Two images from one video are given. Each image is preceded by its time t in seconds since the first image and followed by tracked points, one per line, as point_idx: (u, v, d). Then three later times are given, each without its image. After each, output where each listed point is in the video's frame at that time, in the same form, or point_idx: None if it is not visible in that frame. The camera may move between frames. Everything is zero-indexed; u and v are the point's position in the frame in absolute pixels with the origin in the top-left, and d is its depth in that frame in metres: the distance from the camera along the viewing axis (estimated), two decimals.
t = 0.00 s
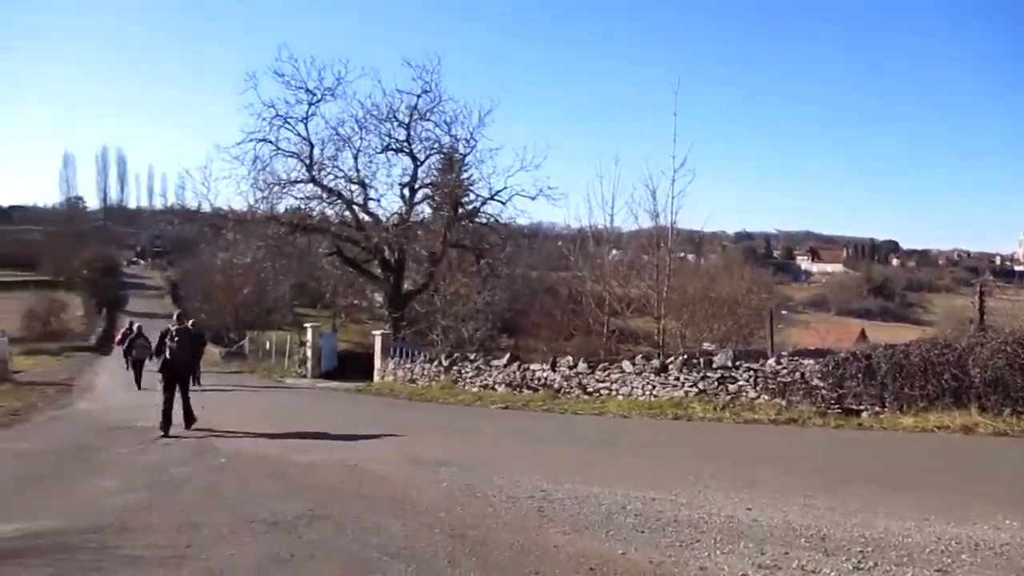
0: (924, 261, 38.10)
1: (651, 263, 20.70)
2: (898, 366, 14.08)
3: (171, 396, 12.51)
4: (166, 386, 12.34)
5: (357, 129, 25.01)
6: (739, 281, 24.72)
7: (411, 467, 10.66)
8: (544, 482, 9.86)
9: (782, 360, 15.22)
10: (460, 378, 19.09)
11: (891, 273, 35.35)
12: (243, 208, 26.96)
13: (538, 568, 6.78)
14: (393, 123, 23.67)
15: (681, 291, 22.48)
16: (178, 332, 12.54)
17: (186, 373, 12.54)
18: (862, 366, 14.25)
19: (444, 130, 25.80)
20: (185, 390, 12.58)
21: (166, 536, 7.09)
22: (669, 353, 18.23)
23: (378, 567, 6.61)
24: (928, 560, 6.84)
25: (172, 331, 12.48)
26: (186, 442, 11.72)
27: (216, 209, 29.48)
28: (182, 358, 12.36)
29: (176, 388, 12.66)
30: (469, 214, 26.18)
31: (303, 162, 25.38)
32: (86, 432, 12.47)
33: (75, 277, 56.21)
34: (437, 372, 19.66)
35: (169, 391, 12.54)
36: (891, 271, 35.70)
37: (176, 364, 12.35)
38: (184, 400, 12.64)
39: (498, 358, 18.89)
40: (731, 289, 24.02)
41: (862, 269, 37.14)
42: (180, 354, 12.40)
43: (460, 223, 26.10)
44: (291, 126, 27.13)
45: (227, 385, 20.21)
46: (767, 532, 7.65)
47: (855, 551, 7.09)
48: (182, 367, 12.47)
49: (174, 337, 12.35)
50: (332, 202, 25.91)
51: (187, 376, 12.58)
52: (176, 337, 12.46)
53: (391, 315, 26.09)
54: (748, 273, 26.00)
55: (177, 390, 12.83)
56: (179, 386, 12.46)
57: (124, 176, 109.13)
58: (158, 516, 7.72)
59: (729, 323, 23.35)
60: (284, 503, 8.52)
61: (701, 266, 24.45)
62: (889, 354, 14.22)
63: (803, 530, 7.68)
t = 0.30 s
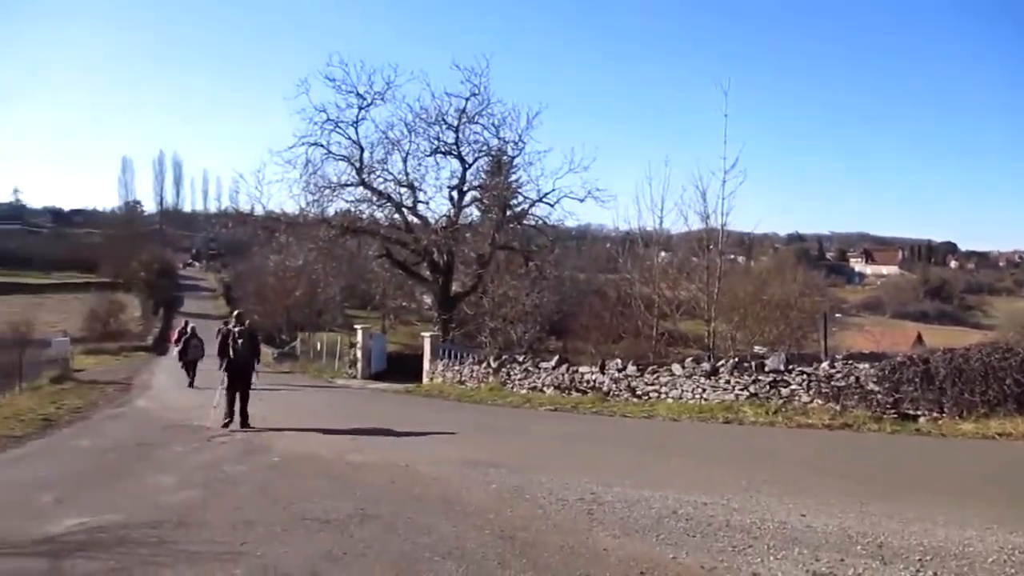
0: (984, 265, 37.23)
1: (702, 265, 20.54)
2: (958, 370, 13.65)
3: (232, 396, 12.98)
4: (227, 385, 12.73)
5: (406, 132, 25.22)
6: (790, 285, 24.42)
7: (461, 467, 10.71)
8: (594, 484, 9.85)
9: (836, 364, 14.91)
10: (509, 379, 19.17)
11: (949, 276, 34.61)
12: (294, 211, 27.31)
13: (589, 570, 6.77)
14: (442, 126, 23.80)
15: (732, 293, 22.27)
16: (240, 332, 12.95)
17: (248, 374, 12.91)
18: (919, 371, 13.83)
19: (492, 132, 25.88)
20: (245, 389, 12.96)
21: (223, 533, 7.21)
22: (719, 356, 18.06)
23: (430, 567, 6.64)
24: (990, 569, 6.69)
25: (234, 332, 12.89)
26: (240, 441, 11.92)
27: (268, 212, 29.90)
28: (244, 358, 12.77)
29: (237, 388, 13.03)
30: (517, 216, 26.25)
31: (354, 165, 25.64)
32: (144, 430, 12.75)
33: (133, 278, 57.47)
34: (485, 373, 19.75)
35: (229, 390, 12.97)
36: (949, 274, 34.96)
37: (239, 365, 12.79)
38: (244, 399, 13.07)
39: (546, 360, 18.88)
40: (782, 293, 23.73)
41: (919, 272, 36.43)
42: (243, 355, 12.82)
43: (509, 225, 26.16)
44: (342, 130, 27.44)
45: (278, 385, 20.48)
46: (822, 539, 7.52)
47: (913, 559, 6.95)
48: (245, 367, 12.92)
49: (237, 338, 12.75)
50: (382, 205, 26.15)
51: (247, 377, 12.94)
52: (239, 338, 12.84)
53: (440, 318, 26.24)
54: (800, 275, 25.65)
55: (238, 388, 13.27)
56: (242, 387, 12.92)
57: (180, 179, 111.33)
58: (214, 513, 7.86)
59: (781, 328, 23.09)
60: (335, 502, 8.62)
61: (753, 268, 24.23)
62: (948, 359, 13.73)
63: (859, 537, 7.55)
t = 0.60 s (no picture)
0: None
1: (749, 264, 20.32)
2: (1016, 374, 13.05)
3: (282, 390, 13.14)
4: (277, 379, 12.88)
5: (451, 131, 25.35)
6: (839, 284, 24.04)
7: (506, 464, 10.73)
8: (640, 484, 9.79)
9: (887, 365, 14.64)
10: (553, 377, 19.16)
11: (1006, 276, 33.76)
12: (340, 209, 27.53)
13: (635, 569, 6.74)
14: (486, 124, 23.84)
15: (779, 293, 22.03)
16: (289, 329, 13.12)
17: (297, 368, 13.06)
18: (973, 373, 13.42)
19: (536, 131, 25.88)
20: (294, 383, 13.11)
21: (271, 526, 7.29)
22: (766, 356, 17.84)
23: (475, 563, 6.66)
24: None
25: (283, 328, 13.06)
26: (288, 435, 12.07)
27: (314, 210, 30.19)
28: (297, 355, 12.99)
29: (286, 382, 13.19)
30: (561, 214, 26.33)
31: (399, 164, 25.80)
32: (194, 424, 12.97)
33: (183, 276, 58.52)
34: (529, 371, 19.78)
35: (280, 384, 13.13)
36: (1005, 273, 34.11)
37: (288, 360, 12.94)
38: (294, 393, 13.22)
39: (590, 359, 18.83)
40: (831, 293, 23.36)
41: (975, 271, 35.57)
42: (294, 351, 13.02)
43: (552, 224, 26.17)
44: (388, 129, 27.63)
45: (324, 381, 20.70)
46: (874, 543, 7.39)
47: (967, 565, 6.80)
48: (294, 362, 13.07)
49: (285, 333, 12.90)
50: (427, 203, 26.30)
51: (297, 371, 13.10)
52: (287, 333, 12.99)
53: (484, 315, 26.27)
54: (850, 274, 25.28)
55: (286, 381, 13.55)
56: (291, 381, 13.08)
57: (228, 177, 113.07)
58: (262, 506, 7.96)
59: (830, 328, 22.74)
60: (381, 498, 8.68)
61: (800, 268, 23.91)
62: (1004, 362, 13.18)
63: (911, 541, 7.42)
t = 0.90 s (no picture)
0: None
1: (788, 263, 20.12)
2: None
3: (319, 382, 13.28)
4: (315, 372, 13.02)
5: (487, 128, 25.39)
6: (880, 284, 23.69)
7: (541, 462, 10.71)
8: (676, 484, 9.73)
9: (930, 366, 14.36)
10: (589, 376, 19.13)
11: None
12: (376, 208, 27.69)
13: (673, 569, 6.70)
14: (523, 122, 23.85)
15: (819, 292, 21.78)
16: (324, 323, 13.26)
17: (334, 361, 13.20)
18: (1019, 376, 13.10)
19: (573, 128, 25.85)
20: (332, 376, 13.25)
21: (309, 520, 7.35)
22: (805, 356, 17.65)
23: (511, 561, 6.66)
24: None
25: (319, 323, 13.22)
26: (326, 431, 12.17)
27: (351, 208, 30.39)
28: (334, 348, 13.17)
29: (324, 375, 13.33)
30: (597, 212, 26.52)
31: (435, 162, 25.89)
32: (234, 419, 13.13)
33: (223, 272, 59.28)
34: (565, 370, 19.76)
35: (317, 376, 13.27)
36: None
37: (325, 352, 13.08)
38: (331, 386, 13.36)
39: (626, 357, 18.77)
40: (871, 293, 23.02)
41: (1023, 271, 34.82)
42: (331, 344, 13.21)
43: (589, 222, 26.41)
44: (425, 127, 27.82)
45: (361, 377, 20.85)
46: (916, 547, 7.29)
47: (1013, 571, 6.66)
48: (331, 354, 13.21)
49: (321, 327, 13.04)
50: (462, 201, 26.38)
51: (333, 363, 13.24)
52: (323, 326, 13.14)
53: (520, 313, 26.28)
54: (891, 274, 24.91)
55: (325, 372, 13.76)
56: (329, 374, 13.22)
57: (267, 175, 114.26)
58: (301, 500, 8.03)
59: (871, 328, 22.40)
60: (418, 494, 8.71)
61: (840, 268, 23.61)
62: None
63: (955, 546, 7.29)
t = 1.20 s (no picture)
0: None
1: (831, 260, 19.85)
2: None
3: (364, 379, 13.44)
4: (360, 369, 13.17)
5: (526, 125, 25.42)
6: (925, 281, 23.26)
7: (581, 459, 10.71)
8: (717, 482, 9.64)
9: (978, 366, 14.04)
10: (628, 373, 19.06)
11: None
12: (416, 205, 27.81)
13: (714, 568, 6.64)
14: (562, 119, 23.81)
15: (863, 290, 21.48)
16: (371, 321, 13.37)
17: (380, 360, 13.35)
18: None
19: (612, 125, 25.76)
20: (376, 374, 13.40)
21: (350, 514, 7.41)
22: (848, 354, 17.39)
23: (551, 558, 6.63)
24: None
25: (365, 322, 13.30)
26: (366, 426, 12.26)
27: (391, 206, 30.54)
28: (380, 347, 13.31)
29: (369, 372, 13.49)
30: (635, 209, 26.71)
31: (474, 159, 25.96)
32: (277, 413, 13.29)
33: (266, 269, 60.02)
34: (603, 367, 19.72)
35: (362, 374, 13.44)
36: None
37: (371, 351, 13.23)
38: (375, 383, 13.51)
39: (666, 354, 18.67)
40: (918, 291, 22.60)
41: None
42: (376, 342, 13.38)
43: (628, 218, 26.83)
44: (464, 125, 27.99)
45: (401, 373, 21.00)
46: (965, 549, 7.15)
47: None
48: (376, 353, 13.36)
49: (368, 326, 13.18)
50: (502, 198, 26.39)
51: (378, 362, 13.38)
52: (370, 325, 13.27)
53: (559, 311, 26.20)
54: (937, 272, 24.47)
55: (370, 368, 13.92)
56: (374, 372, 13.37)
57: (308, 173, 115.34)
58: (342, 494, 8.10)
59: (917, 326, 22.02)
60: (458, 489, 8.74)
61: (885, 266, 23.24)
62: None
63: (1006, 549, 7.12)
